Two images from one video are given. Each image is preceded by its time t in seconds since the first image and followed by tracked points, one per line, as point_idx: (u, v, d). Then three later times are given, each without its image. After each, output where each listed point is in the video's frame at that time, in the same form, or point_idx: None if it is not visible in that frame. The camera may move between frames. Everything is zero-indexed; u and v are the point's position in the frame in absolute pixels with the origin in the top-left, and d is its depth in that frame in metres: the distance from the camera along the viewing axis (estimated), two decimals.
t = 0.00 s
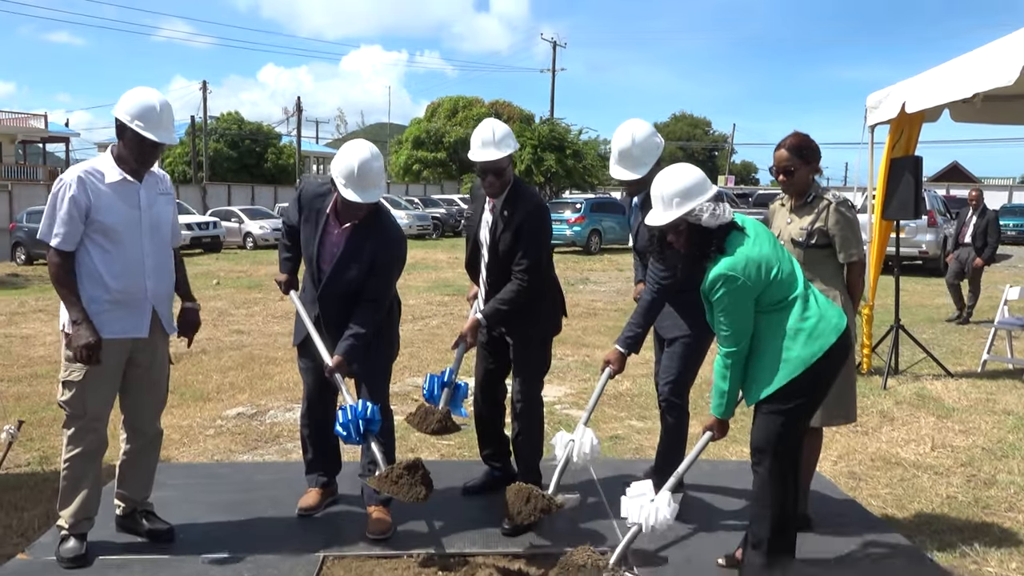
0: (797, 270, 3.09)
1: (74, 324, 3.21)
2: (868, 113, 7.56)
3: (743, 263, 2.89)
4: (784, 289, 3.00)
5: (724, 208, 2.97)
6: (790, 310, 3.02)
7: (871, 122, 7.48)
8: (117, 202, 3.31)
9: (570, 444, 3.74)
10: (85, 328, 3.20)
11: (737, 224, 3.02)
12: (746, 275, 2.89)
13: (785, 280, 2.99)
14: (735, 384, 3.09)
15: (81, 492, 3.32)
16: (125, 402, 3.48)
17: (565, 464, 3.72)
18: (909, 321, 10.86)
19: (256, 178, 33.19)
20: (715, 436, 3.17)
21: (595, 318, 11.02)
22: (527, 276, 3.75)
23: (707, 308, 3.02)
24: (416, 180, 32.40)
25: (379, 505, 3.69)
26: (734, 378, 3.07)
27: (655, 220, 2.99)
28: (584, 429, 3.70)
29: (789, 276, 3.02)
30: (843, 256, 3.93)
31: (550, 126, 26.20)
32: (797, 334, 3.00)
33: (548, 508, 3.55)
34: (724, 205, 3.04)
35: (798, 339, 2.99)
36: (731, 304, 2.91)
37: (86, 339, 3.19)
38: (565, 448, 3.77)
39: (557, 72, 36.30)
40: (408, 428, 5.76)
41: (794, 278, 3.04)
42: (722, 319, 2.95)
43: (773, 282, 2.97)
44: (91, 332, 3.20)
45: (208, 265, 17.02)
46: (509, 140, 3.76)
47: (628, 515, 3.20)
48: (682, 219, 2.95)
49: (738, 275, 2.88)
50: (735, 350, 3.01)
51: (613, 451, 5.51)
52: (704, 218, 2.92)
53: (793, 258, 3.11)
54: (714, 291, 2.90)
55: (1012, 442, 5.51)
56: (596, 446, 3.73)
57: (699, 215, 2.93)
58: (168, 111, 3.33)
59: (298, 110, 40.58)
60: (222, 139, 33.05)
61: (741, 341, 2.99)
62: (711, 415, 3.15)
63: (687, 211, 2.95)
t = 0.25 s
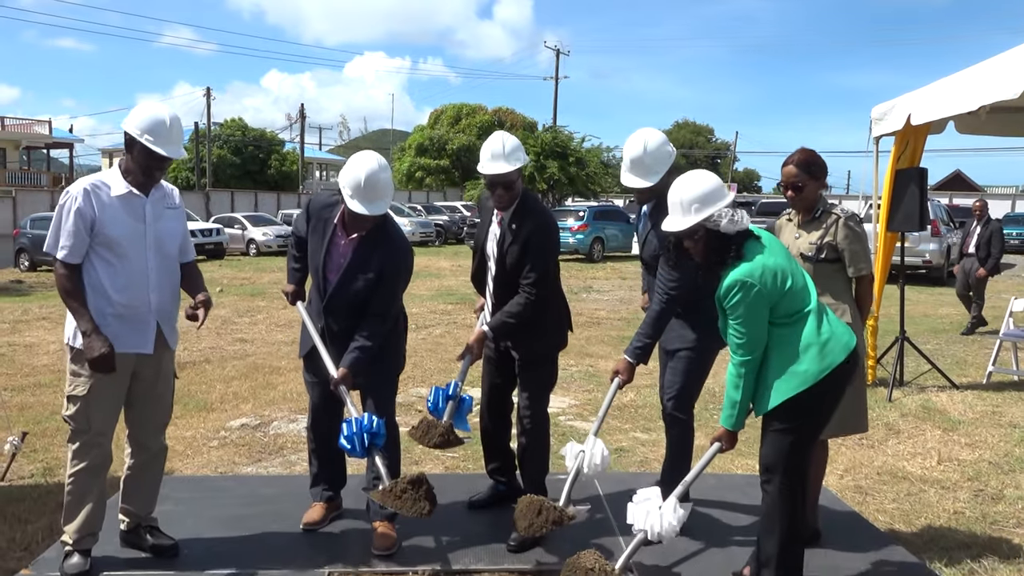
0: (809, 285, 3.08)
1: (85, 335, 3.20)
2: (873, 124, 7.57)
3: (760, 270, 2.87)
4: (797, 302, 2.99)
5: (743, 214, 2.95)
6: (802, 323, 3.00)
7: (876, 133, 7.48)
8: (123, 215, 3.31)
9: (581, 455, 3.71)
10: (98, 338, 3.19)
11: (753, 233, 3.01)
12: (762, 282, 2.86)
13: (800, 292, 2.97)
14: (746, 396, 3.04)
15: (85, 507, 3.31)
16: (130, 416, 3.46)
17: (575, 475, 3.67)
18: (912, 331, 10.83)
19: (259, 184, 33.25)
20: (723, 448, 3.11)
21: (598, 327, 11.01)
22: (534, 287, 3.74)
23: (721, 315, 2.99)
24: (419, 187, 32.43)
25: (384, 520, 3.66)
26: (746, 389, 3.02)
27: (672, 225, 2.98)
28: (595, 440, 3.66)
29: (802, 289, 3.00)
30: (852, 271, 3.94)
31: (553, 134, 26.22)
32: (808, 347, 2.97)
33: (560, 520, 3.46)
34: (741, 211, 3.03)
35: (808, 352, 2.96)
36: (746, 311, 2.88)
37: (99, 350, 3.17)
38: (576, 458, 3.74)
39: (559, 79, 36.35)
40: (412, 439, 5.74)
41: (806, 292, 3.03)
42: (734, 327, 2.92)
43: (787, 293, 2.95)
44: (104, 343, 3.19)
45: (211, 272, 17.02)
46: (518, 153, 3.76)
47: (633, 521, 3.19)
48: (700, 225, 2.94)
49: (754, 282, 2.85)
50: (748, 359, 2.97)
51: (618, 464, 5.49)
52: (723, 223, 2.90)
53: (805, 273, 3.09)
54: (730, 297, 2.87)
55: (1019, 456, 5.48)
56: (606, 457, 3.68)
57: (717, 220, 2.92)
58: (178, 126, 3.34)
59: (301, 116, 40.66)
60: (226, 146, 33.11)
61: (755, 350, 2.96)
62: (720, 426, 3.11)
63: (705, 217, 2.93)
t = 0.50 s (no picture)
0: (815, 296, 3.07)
1: (77, 352, 3.18)
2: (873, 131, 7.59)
3: (769, 276, 2.87)
4: (803, 312, 2.97)
5: (755, 219, 2.95)
6: (809, 333, 2.99)
7: (877, 141, 7.49)
8: (122, 227, 3.29)
9: (584, 464, 3.70)
10: (90, 356, 3.18)
11: (763, 239, 3.01)
12: (771, 289, 2.86)
13: (807, 301, 2.96)
14: (750, 405, 3.02)
15: (84, 519, 3.29)
16: (129, 428, 3.45)
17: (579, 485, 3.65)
18: (912, 338, 10.84)
19: (258, 187, 33.22)
20: (726, 457, 3.08)
21: (598, 333, 10.99)
22: (535, 297, 3.72)
23: (727, 321, 2.99)
24: (418, 191, 32.42)
25: (384, 532, 3.65)
26: (749, 397, 3.00)
27: (684, 232, 2.97)
28: (599, 449, 3.65)
29: (808, 299, 2.99)
30: (856, 281, 3.92)
31: (552, 138, 26.21)
32: (813, 357, 2.94)
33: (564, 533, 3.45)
34: (752, 216, 3.02)
35: (813, 362, 2.94)
36: (754, 318, 2.87)
37: (90, 368, 3.16)
38: (580, 468, 3.73)
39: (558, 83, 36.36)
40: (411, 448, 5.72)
41: (812, 303, 3.02)
42: (740, 331, 2.91)
43: (794, 302, 2.94)
44: (94, 360, 3.17)
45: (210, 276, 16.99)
46: (523, 163, 3.75)
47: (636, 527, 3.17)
48: (713, 232, 2.93)
49: (763, 288, 2.85)
50: (753, 367, 2.95)
51: (618, 473, 5.47)
52: (735, 229, 2.90)
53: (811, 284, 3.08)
54: (739, 302, 2.86)
55: (1020, 465, 5.47)
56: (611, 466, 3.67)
57: (730, 226, 2.91)
58: (178, 137, 3.34)
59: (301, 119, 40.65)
60: (225, 149, 33.11)
61: (760, 357, 2.94)
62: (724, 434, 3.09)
63: (718, 223, 2.92)
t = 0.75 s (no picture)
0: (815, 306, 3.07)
1: (54, 361, 3.18)
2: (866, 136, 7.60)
3: (774, 279, 2.87)
4: (805, 318, 2.97)
5: (762, 221, 2.96)
6: (810, 339, 2.98)
7: (870, 146, 7.50)
8: (113, 233, 3.26)
9: (579, 469, 3.68)
10: (61, 367, 3.17)
11: (768, 243, 3.02)
12: (776, 292, 2.86)
13: (811, 308, 2.96)
14: (748, 407, 2.99)
15: (74, 527, 3.26)
16: (120, 435, 3.42)
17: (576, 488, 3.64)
18: (903, 341, 10.87)
19: (249, 186, 33.08)
20: (724, 457, 3.04)
21: (591, 336, 10.98)
22: (531, 304, 3.71)
23: (729, 321, 2.97)
24: (410, 191, 32.35)
25: (378, 540, 3.62)
26: (749, 399, 2.98)
27: (692, 232, 2.96)
28: (595, 453, 3.64)
29: (810, 307, 2.99)
30: (853, 289, 3.93)
31: (544, 138, 26.18)
32: (812, 363, 2.94)
33: (559, 536, 3.44)
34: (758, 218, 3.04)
35: (812, 368, 2.93)
36: (758, 319, 2.86)
37: (60, 380, 3.16)
38: (575, 473, 3.71)
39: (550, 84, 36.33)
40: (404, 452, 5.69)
41: (814, 311, 3.01)
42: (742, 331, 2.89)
43: (796, 308, 2.94)
44: (66, 372, 3.17)
45: (201, 276, 16.90)
46: (522, 168, 3.71)
47: (635, 522, 3.15)
48: (721, 233, 2.93)
49: (769, 290, 2.85)
50: (754, 368, 2.94)
51: (611, 478, 5.46)
52: (744, 231, 2.91)
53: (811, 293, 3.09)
54: (743, 302, 2.86)
55: (1011, 471, 5.48)
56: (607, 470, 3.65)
57: (738, 228, 2.92)
58: (167, 142, 3.31)
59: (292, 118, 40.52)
60: (216, 148, 32.96)
61: (761, 359, 2.93)
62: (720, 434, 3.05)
63: (726, 224, 2.93)
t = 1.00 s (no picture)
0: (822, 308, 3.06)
1: (48, 363, 3.16)
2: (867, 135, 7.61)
3: (781, 277, 2.86)
4: (812, 319, 2.96)
5: (770, 221, 2.94)
6: (816, 340, 2.97)
7: (871, 145, 7.50)
8: (114, 234, 3.25)
9: (580, 467, 3.67)
10: (55, 369, 3.15)
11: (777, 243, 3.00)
12: (784, 291, 2.85)
13: (817, 308, 2.95)
14: (753, 405, 2.98)
15: (76, 528, 3.25)
16: (122, 435, 3.41)
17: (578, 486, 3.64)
18: (903, 339, 10.87)
19: (248, 183, 33.03)
20: (728, 456, 3.03)
21: (591, 333, 10.97)
22: (535, 305, 3.70)
23: (736, 319, 2.96)
24: (409, 187, 32.32)
25: (380, 540, 3.62)
26: (754, 397, 2.97)
27: (699, 226, 2.97)
28: (596, 452, 3.63)
29: (816, 308, 2.98)
30: (858, 290, 3.93)
31: (543, 135, 26.15)
32: (818, 364, 2.93)
33: (561, 534, 3.41)
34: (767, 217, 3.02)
35: (818, 368, 2.92)
36: (766, 317, 2.85)
37: (52, 383, 3.13)
38: (576, 472, 3.69)
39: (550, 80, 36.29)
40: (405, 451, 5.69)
41: (820, 313, 3.01)
42: (749, 328, 2.88)
43: (803, 309, 2.93)
44: (58, 375, 3.15)
45: (200, 273, 16.88)
46: (527, 169, 3.72)
47: (642, 520, 3.13)
48: (728, 229, 2.93)
49: (777, 288, 2.84)
50: (760, 367, 2.93)
51: (612, 477, 5.46)
52: (751, 228, 2.89)
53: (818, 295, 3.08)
54: (750, 300, 2.84)
55: (1013, 471, 5.49)
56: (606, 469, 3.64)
57: (746, 225, 2.91)
58: (165, 141, 3.29)
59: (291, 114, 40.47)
60: (214, 144, 32.90)
61: (767, 357, 2.91)
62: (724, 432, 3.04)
63: (734, 221, 2.93)
